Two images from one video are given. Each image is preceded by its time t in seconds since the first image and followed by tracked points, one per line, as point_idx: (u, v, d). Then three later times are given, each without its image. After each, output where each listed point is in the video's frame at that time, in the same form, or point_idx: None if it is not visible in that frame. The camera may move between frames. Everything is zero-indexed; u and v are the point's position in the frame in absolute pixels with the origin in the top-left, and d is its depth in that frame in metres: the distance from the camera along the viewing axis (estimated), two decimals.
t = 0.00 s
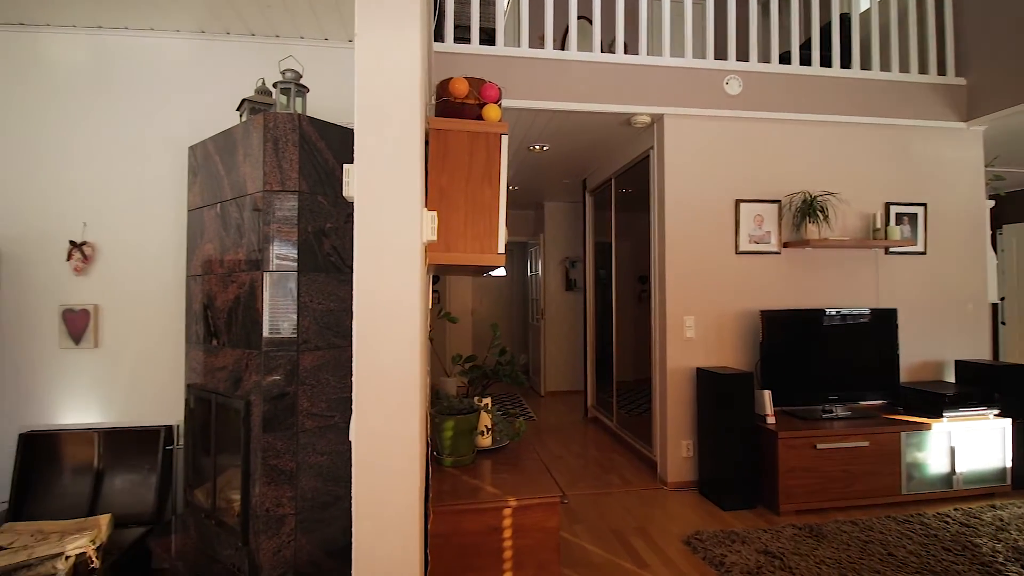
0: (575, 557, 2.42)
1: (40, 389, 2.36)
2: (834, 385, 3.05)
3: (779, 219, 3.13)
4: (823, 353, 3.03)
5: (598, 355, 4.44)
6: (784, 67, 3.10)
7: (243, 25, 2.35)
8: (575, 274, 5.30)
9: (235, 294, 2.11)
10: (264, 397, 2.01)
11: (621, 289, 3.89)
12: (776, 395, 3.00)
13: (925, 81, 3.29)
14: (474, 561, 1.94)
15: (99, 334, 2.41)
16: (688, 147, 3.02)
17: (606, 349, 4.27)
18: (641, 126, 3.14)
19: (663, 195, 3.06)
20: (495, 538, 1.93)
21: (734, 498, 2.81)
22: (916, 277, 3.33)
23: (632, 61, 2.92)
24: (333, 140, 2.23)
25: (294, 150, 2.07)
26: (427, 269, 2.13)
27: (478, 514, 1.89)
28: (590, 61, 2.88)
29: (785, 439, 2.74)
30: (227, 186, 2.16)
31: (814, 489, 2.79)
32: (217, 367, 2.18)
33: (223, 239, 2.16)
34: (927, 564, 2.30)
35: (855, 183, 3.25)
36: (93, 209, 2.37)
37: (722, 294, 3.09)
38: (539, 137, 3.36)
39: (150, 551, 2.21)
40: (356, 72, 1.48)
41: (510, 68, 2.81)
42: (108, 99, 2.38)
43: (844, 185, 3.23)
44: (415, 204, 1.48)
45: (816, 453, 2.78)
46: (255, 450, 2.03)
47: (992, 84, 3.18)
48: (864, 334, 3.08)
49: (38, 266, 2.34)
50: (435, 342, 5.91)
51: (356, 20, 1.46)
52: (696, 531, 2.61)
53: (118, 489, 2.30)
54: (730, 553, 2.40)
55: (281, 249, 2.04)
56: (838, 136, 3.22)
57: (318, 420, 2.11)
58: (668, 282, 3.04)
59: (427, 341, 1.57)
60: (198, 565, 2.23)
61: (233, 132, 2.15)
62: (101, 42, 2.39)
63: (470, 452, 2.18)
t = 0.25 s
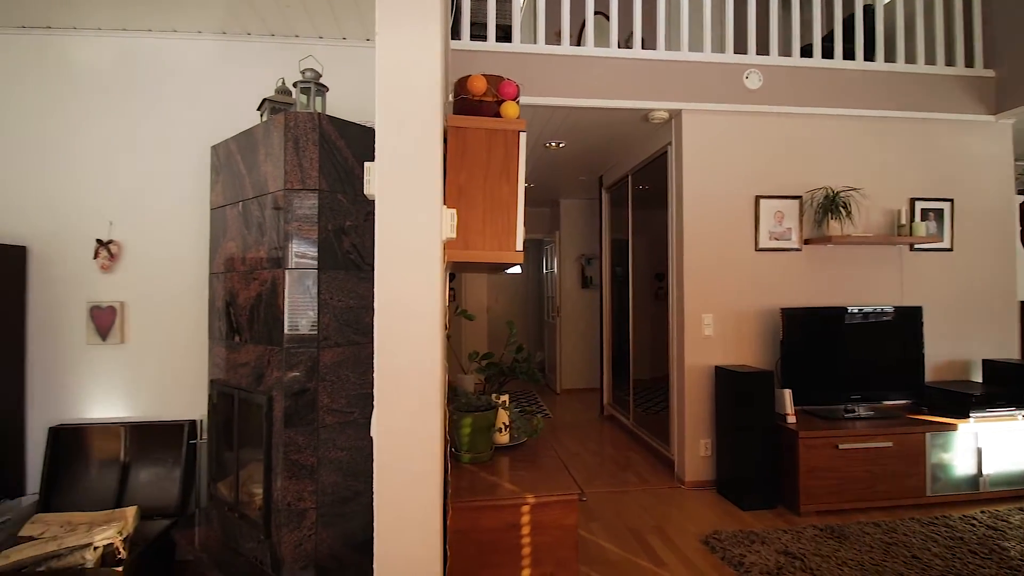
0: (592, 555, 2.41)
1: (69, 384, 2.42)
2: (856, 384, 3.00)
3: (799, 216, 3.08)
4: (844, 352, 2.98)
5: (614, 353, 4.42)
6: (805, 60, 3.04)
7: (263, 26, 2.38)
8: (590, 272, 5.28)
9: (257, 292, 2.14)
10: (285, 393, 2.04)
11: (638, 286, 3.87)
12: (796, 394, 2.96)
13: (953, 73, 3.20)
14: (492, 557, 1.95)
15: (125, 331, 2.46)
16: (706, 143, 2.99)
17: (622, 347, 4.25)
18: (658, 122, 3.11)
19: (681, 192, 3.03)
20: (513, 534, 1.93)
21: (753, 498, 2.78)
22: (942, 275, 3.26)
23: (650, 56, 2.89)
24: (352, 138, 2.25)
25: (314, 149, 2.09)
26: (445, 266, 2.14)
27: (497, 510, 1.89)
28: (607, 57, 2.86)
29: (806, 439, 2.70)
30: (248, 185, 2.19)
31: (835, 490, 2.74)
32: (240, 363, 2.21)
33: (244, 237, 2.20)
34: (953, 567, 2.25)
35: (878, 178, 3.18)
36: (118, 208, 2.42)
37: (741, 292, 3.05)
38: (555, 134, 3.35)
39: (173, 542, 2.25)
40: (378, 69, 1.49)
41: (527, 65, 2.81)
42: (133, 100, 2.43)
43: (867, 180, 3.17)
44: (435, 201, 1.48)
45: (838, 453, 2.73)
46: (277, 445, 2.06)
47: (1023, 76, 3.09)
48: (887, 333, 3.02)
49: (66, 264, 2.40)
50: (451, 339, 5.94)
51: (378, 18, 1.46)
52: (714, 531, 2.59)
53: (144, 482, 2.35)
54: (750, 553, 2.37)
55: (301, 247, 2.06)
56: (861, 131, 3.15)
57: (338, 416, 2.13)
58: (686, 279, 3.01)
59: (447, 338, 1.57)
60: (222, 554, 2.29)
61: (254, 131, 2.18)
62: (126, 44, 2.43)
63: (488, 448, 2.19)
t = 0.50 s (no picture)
0: (609, 553, 2.40)
1: (97, 379, 2.48)
2: (879, 383, 2.94)
3: (821, 212, 3.03)
4: (867, 350, 2.93)
5: (631, 351, 4.39)
6: (828, 53, 2.98)
7: (283, 26, 2.40)
8: (606, 269, 5.25)
9: (278, 289, 2.17)
10: (306, 389, 2.07)
11: (655, 284, 3.84)
12: (817, 394, 2.92)
13: (982, 65, 3.11)
14: (511, 553, 1.95)
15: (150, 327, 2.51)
16: (725, 138, 2.95)
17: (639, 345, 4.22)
18: (676, 117, 3.08)
19: (699, 188, 3.00)
20: (532, 531, 1.94)
21: (773, 498, 2.75)
22: (969, 272, 3.18)
23: (668, 51, 2.86)
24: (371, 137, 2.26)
25: (334, 147, 2.11)
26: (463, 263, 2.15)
27: (516, 507, 1.90)
28: (624, 52, 2.83)
29: (827, 439, 2.66)
30: (270, 183, 2.22)
31: (858, 491, 2.70)
32: (261, 359, 2.24)
33: (266, 235, 2.23)
34: (981, 571, 2.20)
35: (903, 173, 3.12)
36: (143, 207, 2.47)
37: (761, 289, 3.01)
38: (572, 130, 3.34)
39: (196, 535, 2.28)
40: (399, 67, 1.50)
41: (544, 61, 2.80)
42: (156, 101, 2.47)
43: (892, 175, 3.10)
44: (456, 199, 1.48)
45: (861, 453, 2.69)
46: (298, 440, 2.08)
47: None
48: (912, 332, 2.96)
49: (92, 262, 2.45)
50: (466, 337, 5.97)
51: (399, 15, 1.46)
52: (733, 531, 2.56)
53: (168, 475, 2.40)
54: (770, 553, 2.35)
55: (322, 244, 2.08)
56: (885, 125, 3.09)
57: (358, 412, 2.15)
58: (704, 277, 2.98)
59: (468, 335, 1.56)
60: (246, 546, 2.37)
61: (275, 130, 2.21)
62: (150, 46, 2.48)
63: (506, 445, 2.19)
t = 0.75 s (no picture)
0: (627, 551, 2.40)
1: (124, 374, 2.54)
2: (904, 382, 2.88)
3: (844, 208, 2.97)
4: (891, 349, 2.87)
5: (648, 349, 4.36)
6: (851, 45, 2.92)
7: (302, 25, 2.43)
8: (623, 266, 5.22)
9: (299, 286, 2.20)
10: (327, 384, 2.09)
11: (672, 281, 3.81)
12: (839, 393, 2.87)
13: (1013, 55, 3.01)
14: (530, 550, 1.95)
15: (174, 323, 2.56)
16: (745, 134, 2.92)
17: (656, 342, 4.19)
18: (695, 112, 3.04)
19: (718, 184, 2.97)
20: (550, 528, 1.94)
21: (793, 498, 2.71)
22: (998, 269, 3.09)
23: (687, 45, 2.82)
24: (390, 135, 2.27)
25: (354, 146, 2.12)
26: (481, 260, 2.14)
27: (534, 503, 1.90)
28: (642, 47, 2.80)
29: (850, 439, 2.62)
30: (290, 181, 2.25)
31: (881, 491, 2.65)
32: (282, 355, 2.27)
33: (287, 233, 2.25)
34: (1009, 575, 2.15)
35: (929, 167, 3.04)
36: (167, 206, 2.51)
37: (781, 286, 2.97)
38: (589, 126, 3.32)
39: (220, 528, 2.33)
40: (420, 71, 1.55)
41: (562, 57, 2.78)
42: (179, 101, 2.52)
43: (917, 170, 3.03)
44: (476, 198, 1.51)
45: (884, 454, 2.64)
46: (319, 435, 2.11)
47: None
48: (938, 330, 2.89)
49: (119, 259, 2.51)
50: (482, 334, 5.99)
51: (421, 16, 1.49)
52: (753, 530, 2.54)
53: (192, 468, 2.45)
54: (790, 554, 2.32)
55: (342, 242, 2.10)
56: (910, 118, 3.02)
57: (378, 408, 2.17)
58: (724, 274, 2.95)
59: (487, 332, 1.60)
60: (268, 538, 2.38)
61: (296, 129, 2.23)
62: (173, 47, 2.52)
63: (524, 442, 2.19)
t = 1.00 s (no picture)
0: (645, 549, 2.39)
1: (151, 369, 2.59)
2: (929, 382, 2.82)
3: (868, 203, 2.91)
4: (917, 347, 2.80)
5: (665, 346, 4.33)
6: (877, 37, 2.85)
7: (321, 24, 2.44)
8: (640, 263, 5.19)
9: (320, 282, 2.22)
10: (347, 380, 2.11)
11: (691, 278, 3.77)
12: (863, 391, 2.82)
13: None
14: (549, 546, 1.95)
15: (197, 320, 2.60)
16: (765, 128, 2.87)
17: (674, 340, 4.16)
18: (715, 107, 3.00)
19: (738, 180, 2.93)
20: (569, 525, 1.93)
21: (813, 498, 2.68)
22: None
23: (707, 39, 2.78)
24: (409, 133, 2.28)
25: (374, 143, 2.14)
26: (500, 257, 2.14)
27: (554, 500, 1.90)
28: (662, 41, 2.77)
29: (873, 439, 2.57)
30: (311, 179, 2.27)
31: (905, 492, 2.60)
32: (303, 350, 2.30)
33: (307, 230, 2.28)
34: None
35: (957, 161, 2.96)
36: (190, 204, 2.56)
37: (802, 284, 2.92)
38: (607, 122, 3.30)
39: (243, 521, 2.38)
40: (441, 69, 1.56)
41: (580, 53, 2.77)
42: (201, 101, 2.56)
43: (944, 164, 2.96)
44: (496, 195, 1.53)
45: (909, 454, 2.58)
46: (340, 430, 2.13)
47: None
48: (965, 328, 2.82)
49: (144, 256, 2.56)
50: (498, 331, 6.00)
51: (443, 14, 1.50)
52: (773, 531, 2.51)
53: (215, 462, 2.50)
54: (812, 555, 2.29)
55: (362, 239, 2.12)
56: (938, 111, 2.94)
57: (397, 404, 2.19)
58: (743, 271, 2.91)
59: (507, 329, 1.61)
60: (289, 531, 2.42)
61: (316, 127, 2.25)
62: (195, 47, 2.56)
63: (542, 439, 2.20)
